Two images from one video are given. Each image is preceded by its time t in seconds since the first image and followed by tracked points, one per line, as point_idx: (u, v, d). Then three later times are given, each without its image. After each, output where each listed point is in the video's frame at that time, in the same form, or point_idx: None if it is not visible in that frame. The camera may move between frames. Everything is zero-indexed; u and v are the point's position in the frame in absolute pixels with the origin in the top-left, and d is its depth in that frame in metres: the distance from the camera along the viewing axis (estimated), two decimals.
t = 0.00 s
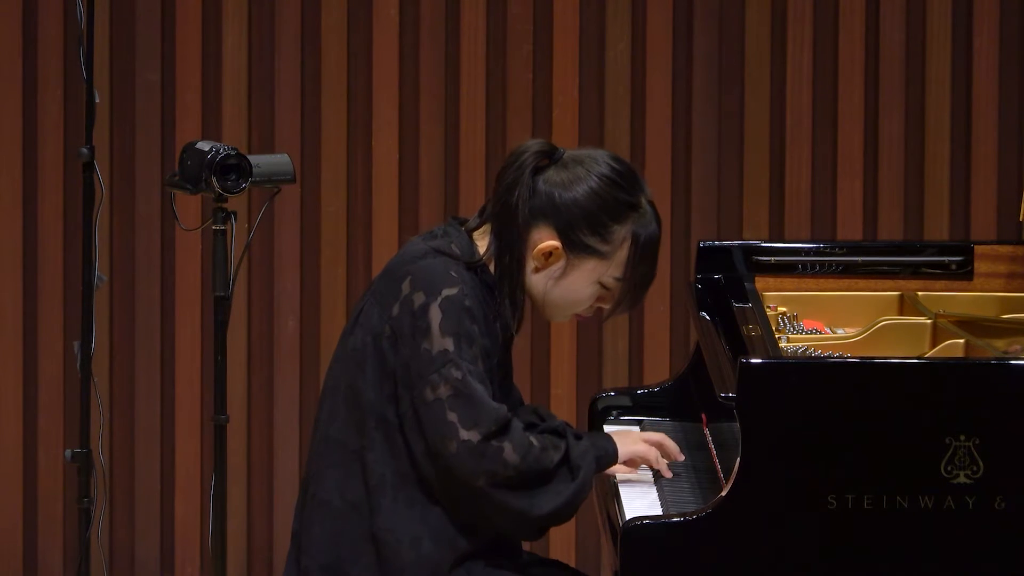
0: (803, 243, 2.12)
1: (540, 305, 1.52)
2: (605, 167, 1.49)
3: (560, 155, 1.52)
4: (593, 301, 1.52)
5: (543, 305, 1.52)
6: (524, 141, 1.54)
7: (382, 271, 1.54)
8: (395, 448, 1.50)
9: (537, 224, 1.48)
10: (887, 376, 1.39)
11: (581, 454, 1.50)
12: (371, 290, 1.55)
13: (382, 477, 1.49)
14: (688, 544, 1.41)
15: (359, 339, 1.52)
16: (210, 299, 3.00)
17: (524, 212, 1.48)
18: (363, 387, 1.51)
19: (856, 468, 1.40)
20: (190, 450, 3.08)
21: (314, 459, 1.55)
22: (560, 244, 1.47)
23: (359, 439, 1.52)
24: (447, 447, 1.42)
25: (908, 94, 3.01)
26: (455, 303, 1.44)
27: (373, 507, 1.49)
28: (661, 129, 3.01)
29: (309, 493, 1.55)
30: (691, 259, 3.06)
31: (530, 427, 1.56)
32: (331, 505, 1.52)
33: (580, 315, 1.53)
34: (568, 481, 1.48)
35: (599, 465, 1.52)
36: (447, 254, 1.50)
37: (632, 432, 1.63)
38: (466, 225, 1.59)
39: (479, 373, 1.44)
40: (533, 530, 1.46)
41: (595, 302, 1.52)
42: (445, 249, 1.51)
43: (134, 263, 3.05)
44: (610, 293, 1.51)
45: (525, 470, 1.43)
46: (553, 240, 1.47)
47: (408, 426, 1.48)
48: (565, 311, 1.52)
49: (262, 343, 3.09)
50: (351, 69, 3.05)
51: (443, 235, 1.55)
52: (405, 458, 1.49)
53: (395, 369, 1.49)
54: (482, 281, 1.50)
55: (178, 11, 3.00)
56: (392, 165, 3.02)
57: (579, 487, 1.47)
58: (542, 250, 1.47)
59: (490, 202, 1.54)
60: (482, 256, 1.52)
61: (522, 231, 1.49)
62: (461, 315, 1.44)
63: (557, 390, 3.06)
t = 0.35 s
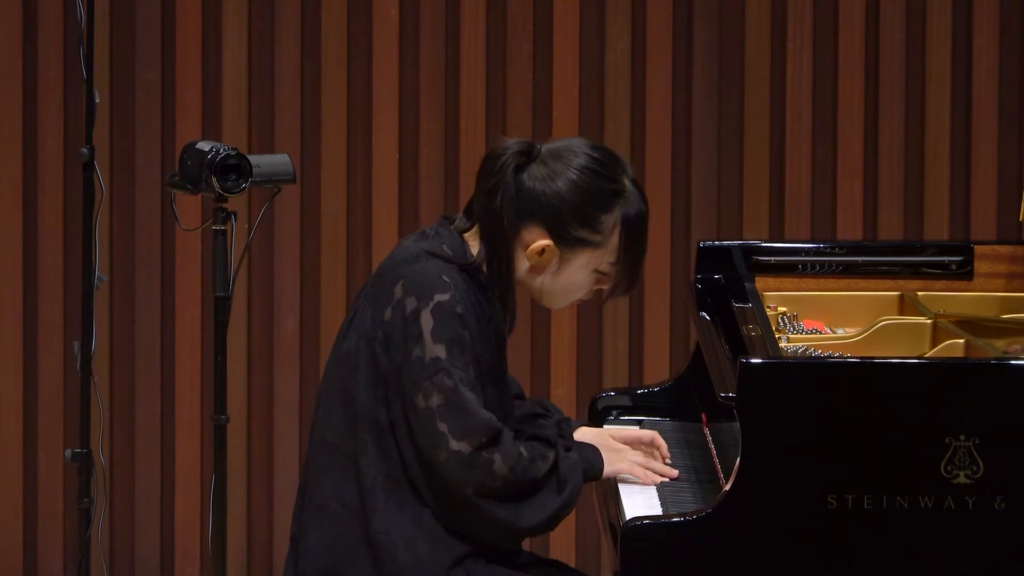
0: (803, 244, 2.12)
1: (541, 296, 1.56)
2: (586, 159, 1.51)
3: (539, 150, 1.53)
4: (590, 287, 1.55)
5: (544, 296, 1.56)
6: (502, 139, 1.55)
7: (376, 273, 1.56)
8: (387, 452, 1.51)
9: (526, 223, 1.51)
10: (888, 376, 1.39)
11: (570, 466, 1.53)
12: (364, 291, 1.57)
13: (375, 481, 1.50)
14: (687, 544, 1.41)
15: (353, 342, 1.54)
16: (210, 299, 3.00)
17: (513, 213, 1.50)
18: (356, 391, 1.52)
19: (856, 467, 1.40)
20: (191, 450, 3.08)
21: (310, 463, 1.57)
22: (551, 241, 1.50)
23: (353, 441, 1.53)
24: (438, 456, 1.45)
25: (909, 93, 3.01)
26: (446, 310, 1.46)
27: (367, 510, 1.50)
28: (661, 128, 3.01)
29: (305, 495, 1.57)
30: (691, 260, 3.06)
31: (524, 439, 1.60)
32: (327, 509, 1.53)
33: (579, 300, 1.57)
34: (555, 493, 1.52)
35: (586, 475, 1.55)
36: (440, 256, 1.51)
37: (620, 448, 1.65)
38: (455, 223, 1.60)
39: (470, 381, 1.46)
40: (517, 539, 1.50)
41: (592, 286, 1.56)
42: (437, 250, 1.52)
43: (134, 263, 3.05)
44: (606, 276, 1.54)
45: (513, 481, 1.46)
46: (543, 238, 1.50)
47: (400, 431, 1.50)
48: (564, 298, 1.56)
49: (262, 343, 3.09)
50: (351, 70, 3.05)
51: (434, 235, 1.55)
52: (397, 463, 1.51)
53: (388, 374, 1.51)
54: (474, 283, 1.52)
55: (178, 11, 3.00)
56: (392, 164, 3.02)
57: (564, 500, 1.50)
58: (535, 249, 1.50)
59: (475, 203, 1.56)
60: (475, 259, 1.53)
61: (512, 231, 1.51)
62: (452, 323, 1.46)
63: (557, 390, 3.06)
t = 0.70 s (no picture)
0: (803, 243, 2.12)
1: (537, 288, 1.57)
2: (559, 147, 1.51)
3: (513, 143, 1.53)
4: (582, 273, 1.56)
5: (539, 287, 1.57)
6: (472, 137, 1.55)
7: (369, 276, 1.56)
8: (385, 454, 1.52)
9: (510, 218, 1.52)
10: (887, 376, 1.39)
11: (571, 468, 1.52)
12: (358, 294, 1.57)
13: (373, 483, 1.51)
14: (687, 544, 1.41)
15: (348, 345, 1.54)
16: (210, 299, 3.00)
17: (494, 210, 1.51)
18: (353, 394, 1.52)
19: (856, 467, 1.40)
20: (190, 450, 3.08)
21: (307, 467, 1.56)
22: (537, 234, 1.51)
23: (351, 445, 1.53)
24: (437, 458, 1.45)
25: (909, 94, 3.00)
26: (439, 312, 1.46)
27: (365, 514, 1.50)
28: (660, 128, 3.01)
29: (303, 499, 1.57)
30: (691, 260, 3.06)
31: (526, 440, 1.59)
32: (325, 512, 1.53)
33: (574, 285, 1.58)
34: (556, 496, 1.51)
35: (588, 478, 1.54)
36: (432, 258, 1.52)
37: (619, 449, 1.64)
38: (442, 223, 1.61)
39: (466, 383, 1.46)
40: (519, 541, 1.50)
41: (584, 273, 1.56)
42: (429, 252, 1.52)
43: (134, 263, 3.05)
44: (596, 259, 1.54)
45: (513, 482, 1.46)
46: (528, 232, 1.51)
47: (397, 433, 1.50)
48: (558, 287, 1.57)
49: (262, 343, 3.09)
50: (351, 70, 3.04)
51: (425, 234, 1.56)
52: (395, 465, 1.51)
53: (383, 377, 1.51)
54: (465, 282, 1.53)
55: (178, 11, 3.00)
56: (392, 164, 3.02)
57: (566, 502, 1.49)
58: (522, 243, 1.51)
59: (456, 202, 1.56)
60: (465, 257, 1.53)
61: (498, 228, 1.53)
62: (447, 324, 1.46)
63: (557, 390, 3.06)
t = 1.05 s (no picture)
0: (803, 243, 2.12)
1: (528, 282, 1.57)
2: (543, 142, 1.51)
3: (497, 139, 1.53)
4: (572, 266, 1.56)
5: (529, 281, 1.57)
6: (457, 136, 1.55)
7: (360, 280, 1.56)
8: (382, 460, 1.51)
9: (497, 214, 1.52)
10: (886, 375, 1.39)
11: (571, 466, 1.52)
12: (350, 297, 1.57)
13: (371, 486, 1.51)
14: (687, 545, 1.41)
15: (342, 349, 1.53)
16: (210, 299, 3.00)
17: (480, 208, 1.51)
18: (348, 398, 1.52)
19: (856, 468, 1.40)
20: (190, 450, 3.08)
21: (304, 471, 1.56)
22: (523, 229, 1.51)
23: (347, 448, 1.53)
24: (435, 459, 1.45)
25: (909, 94, 3.01)
26: (433, 313, 1.47)
27: (363, 517, 1.50)
28: (660, 129, 3.01)
29: (300, 503, 1.57)
30: (691, 260, 3.06)
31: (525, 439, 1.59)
32: (324, 515, 1.54)
33: (566, 278, 1.58)
34: (557, 495, 1.51)
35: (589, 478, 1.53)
36: (424, 260, 1.52)
37: (619, 449, 1.63)
38: (433, 222, 1.61)
39: (462, 383, 1.46)
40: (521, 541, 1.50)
41: (575, 265, 1.56)
42: (420, 254, 1.52)
43: (135, 263, 3.05)
44: (585, 251, 1.55)
45: (513, 481, 1.47)
46: (515, 227, 1.51)
47: (394, 435, 1.50)
48: (548, 281, 1.56)
49: (262, 343, 3.09)
50: (352, 70, 3.04)
51: (415, 234, 1.56)
52: (393, 467, 1.51)
53: (377, 380, 1.50)
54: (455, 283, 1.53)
55: (178, 11, 3.00)
56: (392, 164, 3.02)
57: (567, 500, 1.50)
58: (509, 238, 1.51)
59: (443, 201, 1.56)
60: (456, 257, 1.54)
61: (485, 225, 1.53)
62: (440, 326, 1.46)
63: (557, 390, 3.06)
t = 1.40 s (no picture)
0: (803, 243, 2.12)
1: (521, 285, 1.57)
2: (538, 142, 1.51)
3: (492, 139, 1.53)
4: (565, 268, 1.55)
5: (523, 283, 1.56)
6: (453, 135, 1.56)
7: (355, 281, 1.56)
8: (381, 459, 1.52)
9: (491, 214, 1.52)
10: (886, 375, 1.39)
11: (570, 463, 1.52)
12: (346, 299, 1.57)
13: (370, 486, 1.51)
14: (686, 545, 1.41)
15: (340, 350, 1.54)
16: (210, 298, 3.00)
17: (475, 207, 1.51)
18: (345, 399, 1.52)
19: (856, 469, 1.40)
20: (191, 450, 3.08)
21: (303, 472, 1.57)
22: (517, 228, 1.50)
23: (346, 449, 1.53)
24: (435, 458, 1.45)
25: (908, 94, 3.01)
26: (429, 313, 1.46)
27: (362, 518, 1.51)
28: (660, 129, 3.01)
29: (299, 505, 1.57)
30: (691, 260, 3.07)
31: (523, 438, 1.59)
32: (322, 516, 1.54)
33: (560, 282, 1.57)
34: (557, 492, 1.51)
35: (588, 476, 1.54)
36: (420, 260, 1.52)
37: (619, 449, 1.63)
38: (428, 222, 1.61)
39: (460, 381, 1.46)
40: (523, 539, 1.50)
41: (568, 267, 1.55)
42: (416, 255, 1.52)
43: (135, 263, 3.05)
44: (579, 253, 1.54)
45: (513, 479, 1.47)
46: (509, 226, 1.51)
47: (393, 435, 1.50)
48: (543, 283, 1.55)
49: (262, 343, 3.09)
50: (352, 70, 3.05)
51: (411, 234, 1.56)
52: (392, 467, 1.51)
53: (375, 380, 1.50)
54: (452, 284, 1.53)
55: (178, 11, 3.00)
56: (393, 164, 3.02)
57: (567, 498, 1.50)
58: (502, 238, 1.51)
59: (438, 201, 1.56)
60: (451, 257, 1.54)
61: (479, 225, 1.53)
62: (437, 325, 1.46)
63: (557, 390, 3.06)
